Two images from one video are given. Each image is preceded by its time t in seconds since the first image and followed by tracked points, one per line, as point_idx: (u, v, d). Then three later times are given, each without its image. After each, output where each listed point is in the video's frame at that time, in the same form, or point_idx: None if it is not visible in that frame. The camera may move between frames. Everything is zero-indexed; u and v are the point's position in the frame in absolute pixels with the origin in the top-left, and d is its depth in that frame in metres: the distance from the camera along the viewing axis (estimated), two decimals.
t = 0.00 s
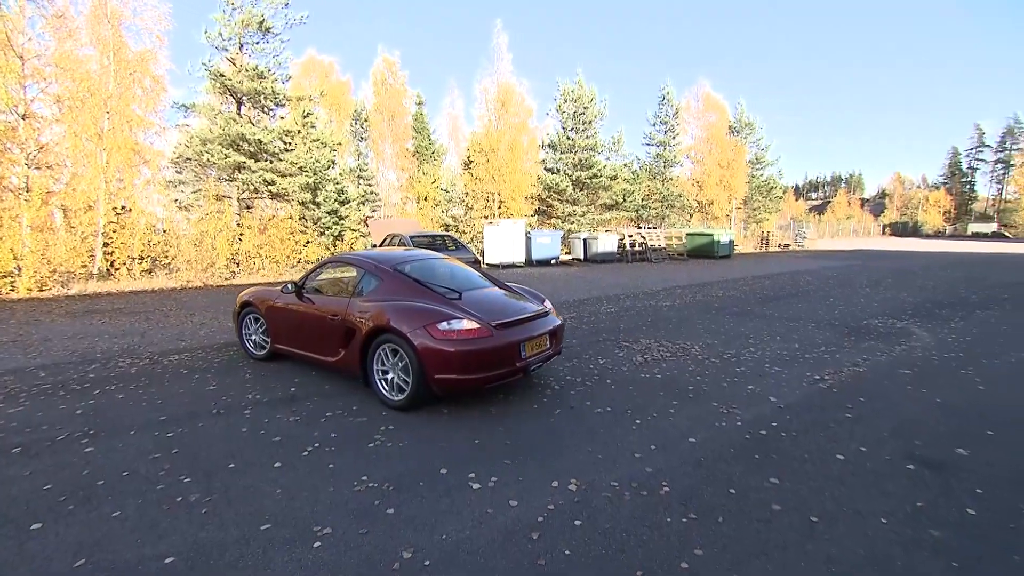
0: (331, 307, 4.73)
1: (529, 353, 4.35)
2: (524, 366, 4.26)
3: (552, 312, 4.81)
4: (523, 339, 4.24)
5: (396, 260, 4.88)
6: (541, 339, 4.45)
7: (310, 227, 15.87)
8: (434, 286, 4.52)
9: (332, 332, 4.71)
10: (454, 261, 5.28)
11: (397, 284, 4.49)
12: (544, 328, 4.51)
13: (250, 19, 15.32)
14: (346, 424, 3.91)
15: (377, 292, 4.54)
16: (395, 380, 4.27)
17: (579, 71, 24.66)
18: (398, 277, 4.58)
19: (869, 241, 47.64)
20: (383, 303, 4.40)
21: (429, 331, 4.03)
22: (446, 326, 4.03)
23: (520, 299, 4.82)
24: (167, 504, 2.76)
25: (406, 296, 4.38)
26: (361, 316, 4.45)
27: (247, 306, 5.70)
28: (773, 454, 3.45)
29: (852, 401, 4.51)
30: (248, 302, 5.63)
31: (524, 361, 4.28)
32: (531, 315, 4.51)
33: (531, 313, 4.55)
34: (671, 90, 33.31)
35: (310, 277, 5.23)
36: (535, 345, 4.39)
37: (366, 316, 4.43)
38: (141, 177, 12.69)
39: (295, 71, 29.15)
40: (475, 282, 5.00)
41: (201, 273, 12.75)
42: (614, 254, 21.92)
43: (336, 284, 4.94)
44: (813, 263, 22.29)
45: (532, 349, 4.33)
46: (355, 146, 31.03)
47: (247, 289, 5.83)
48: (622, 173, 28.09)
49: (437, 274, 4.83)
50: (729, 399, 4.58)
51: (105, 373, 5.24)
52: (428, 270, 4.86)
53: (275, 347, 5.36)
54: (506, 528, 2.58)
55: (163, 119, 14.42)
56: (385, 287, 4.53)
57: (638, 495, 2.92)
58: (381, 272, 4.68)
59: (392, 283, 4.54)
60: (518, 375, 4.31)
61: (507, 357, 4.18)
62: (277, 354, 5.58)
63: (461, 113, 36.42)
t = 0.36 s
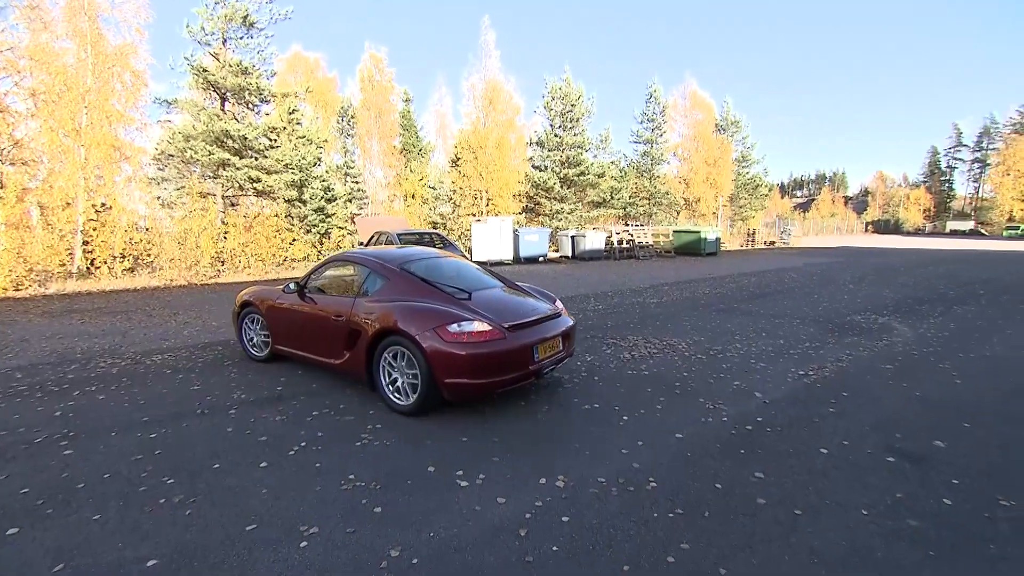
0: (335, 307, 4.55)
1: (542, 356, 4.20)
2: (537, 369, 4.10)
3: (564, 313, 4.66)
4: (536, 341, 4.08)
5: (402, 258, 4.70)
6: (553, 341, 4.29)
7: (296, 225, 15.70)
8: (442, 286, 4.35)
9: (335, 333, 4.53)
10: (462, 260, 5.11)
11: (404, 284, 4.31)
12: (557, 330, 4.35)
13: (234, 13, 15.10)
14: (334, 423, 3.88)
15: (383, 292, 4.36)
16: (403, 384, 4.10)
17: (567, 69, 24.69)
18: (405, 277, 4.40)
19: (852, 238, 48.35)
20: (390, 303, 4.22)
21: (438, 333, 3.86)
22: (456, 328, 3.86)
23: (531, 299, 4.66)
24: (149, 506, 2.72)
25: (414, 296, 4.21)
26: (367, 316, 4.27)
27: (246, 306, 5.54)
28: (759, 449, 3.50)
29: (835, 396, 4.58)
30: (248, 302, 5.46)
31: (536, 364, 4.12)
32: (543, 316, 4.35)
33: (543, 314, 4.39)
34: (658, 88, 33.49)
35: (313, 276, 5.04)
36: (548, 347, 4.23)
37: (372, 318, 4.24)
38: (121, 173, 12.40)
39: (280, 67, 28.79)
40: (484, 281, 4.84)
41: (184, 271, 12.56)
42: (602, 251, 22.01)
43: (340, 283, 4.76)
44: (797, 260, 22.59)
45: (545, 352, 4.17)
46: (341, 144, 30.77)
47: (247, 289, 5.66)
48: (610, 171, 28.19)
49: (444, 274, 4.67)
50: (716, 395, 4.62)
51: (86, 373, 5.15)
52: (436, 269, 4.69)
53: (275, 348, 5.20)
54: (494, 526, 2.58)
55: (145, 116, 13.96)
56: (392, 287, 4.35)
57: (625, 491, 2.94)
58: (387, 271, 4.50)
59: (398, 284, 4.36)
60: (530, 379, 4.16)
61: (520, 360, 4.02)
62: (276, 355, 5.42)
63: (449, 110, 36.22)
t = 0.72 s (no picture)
0: (338, 307, 4.35)
1: (556, 359, 4.01)
2: (551, 373, 3.91)
3: (578, 314, 4.47)
4: (550, 344, 3.89)
5: (409, 257, 4.52)
6: (567, 343, 4.10)
7: (278, 223, 15.48)
8: (452, 287, 4.15)
9: (339, 335, 4.33)
10: (471, 259, 4.93)
11: (413, 284, 4.11)
12: (571, 332, 4.16)
13: (212, 7, 14.87)
14: (319, 422, 3.84)
15: (389, 293, 4.17)
16: (412, 388, 3.90)
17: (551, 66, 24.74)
18: (413, 277, 4.21)
19: (831, 235, 49.26)
20: (398, 303, 4.01)
21: (448, 335, 3.66)
22: (467, 330, 3.66)
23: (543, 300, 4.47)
24: (127, 509, 2.66)
25: (422, 297, 4.02)
26: (372, 318, 4.07)
27: (245, 306, 5.37)
28: (740, 443, 3.55)
29: (815, 390, 4.67)
30: (247, 302, 5.29)
31: (551, 368, 3.93)
32: (556, 318, 4.16)
33: (556, 315, 4.19)
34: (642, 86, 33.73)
35: (315, 275, 4.85)
36: (562, 350, 4.04)
37: (378, 319, 4.04)
38: (95, 170, 12.09)
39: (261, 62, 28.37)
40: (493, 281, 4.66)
41: (163, 270, 12.33)
42: (587, 248, 22.10)
43: (344, 283, 4.56)
44: (778, 256, 22.93)
45: (559, 354, 3.98)
46: (325, 140, 30.46)
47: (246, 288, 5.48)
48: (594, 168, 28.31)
49: (452, 274, 4.49)
50: (699, 390, 4.67)
51: (60, 375, 5.03)
52: (444, 269, 4.51)
53: (275, 349, 5.03)
54: (478, 523, 2.58)
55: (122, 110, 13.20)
56: (399, 288, 4.16)
57: (609, 485, 2.96)
58: (394, 271, 4.31)
59: (406, 284, 4.17)
60: (545, 383, 3.97)
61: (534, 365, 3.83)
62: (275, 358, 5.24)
63: (434, 107, 35.99)
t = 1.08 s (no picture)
0: (343, 308, 4.14)
1: (574, 362, 3.83)
2: (570, 377, 3.73)
3: (595, 315, 4.29)
4: (569, 346, 3.71)
5: (418, 256, 4.32)
6: (586, 345, 3.93)
7: (258, 220, 15.23)
8: (464, 287, 3.96)
9: (344, 337, 4.12)
10: (481, 257, 4.74)
11: (424, 284, 3.91)
12: (589, 333, 3.99)
13: None
14: (299, 421, 3.79)
15: (398, 293, 3.96)
16: (423, 393, 3.71)
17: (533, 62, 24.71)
18: (424, 277, 4.00)
19: (808, 230, 50.23)
20: (407, 304, 3.81)
21: (463, 339, 3.47)
22: (484, 332, 3.47)
23: (558, 300, 4.29)
24: (100, 514, 2.60)
25: (433, 298, 3.81)
26: (380, 319, 3.86)
27: (244, 307, 5.19)
28: (720, 436, 3.60)
29: (792, 383, 4.76)
30: (247, 302, 5.11)
31: (570, 371, 3.76)
32: (574, 319, 3.98)
33: (574, 317, 4.01)
34: (624, 83, 33.90)
35: (319, 274, 4.64)
36: (580, 353, 3.86)
37: (387, 321, 3.83)
38: (64, 165, 11.59)
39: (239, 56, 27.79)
40: (505, 280, 4.47)
41: (138, 268, 12.06)
42: (569, 244, 22.17)
43: (349, 283, 4.36)
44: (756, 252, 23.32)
45: (578, 357, 3.81)
46: (305, 136, 30.01)
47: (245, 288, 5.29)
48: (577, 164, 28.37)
49: (463, 273, 4.30)
50: (680, 384, 4.73)
51: (29, 376, 4.89)
52: (454, 268, 4.32)
53: (276, 352, 4.84)
54: (461, 519, 2.58)
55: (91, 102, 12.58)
56: (409, 288, 3.95)
57: (590, 480, 2.99)
58: (403, 271, 4.11)
59: (416, 284, 3.97)
60: (563, 387, 3.79)
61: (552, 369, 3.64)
62: (274, 360, 5.04)
63: (415, 103, 35.66)
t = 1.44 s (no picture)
0: (352, 309, 3.91)
1: (598, 366, 3.62)
2: (595, 382, 3.52)
3: (617, 316, 4.08)
4: (595, 349, 3.49)
5: (430, 253, 4.10)
6: (610, 348, 3.71)
7: (234, 216, 14.89)
8: (480, 286, 3.73)
9: (353, 340, 3.89)
10: (495, 255, 4.52)
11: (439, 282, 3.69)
12: (613, 335, 3.77)
13: None
14: (278, 420, 3.73)
15: (411, 293, 3.74)
16: (439, 399, 3.49)
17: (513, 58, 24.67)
18: (438, 276, 3.78)
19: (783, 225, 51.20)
20: (422, 305, 3.58)
21: (483, 341, 3.24)
22: (506, 335, 3.23)
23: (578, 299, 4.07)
24: (68, 519, 2.52)
25: (449, 298, 3.59)
26: (393, 321, 3.63)
27: (245, 306, 4.96)
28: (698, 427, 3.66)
29: (767, 374, 4.85)
30: (247, 302, 4.87)
31: (595, 376, 3.54)
32: (598, 320, 3.75)
33: (597, 317, 3.79)
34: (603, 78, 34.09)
35: (325, 273, 4.42)
36: (604, 355, 3.65)
37: (400, 322, 3.60)
38: (24, 157, 11.39)
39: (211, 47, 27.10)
40: (521, 279, 4.25)
41: (107, 265, 11.70)
42: (549, 239, 22.22)
43: (358, 282, 4.13)
44: (732, 246, 23.73)
45: (603, 360, 3.59)
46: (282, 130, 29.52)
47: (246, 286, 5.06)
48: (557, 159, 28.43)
49: (478, 271, 4.09)
50: (659, 377, 4.78)
51: None
52: (468, 266, 4.10)
53: (278, 354, 4.61)
54: (442, 515, 2.56)
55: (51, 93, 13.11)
56: (423, 288, 3.73)
57: (570, 473, 3.01)
58: (416, 269, 3.88)
59: (430, 283, 3.74)
60: (587, 392, 3.58)
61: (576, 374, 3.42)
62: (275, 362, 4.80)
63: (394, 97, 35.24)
